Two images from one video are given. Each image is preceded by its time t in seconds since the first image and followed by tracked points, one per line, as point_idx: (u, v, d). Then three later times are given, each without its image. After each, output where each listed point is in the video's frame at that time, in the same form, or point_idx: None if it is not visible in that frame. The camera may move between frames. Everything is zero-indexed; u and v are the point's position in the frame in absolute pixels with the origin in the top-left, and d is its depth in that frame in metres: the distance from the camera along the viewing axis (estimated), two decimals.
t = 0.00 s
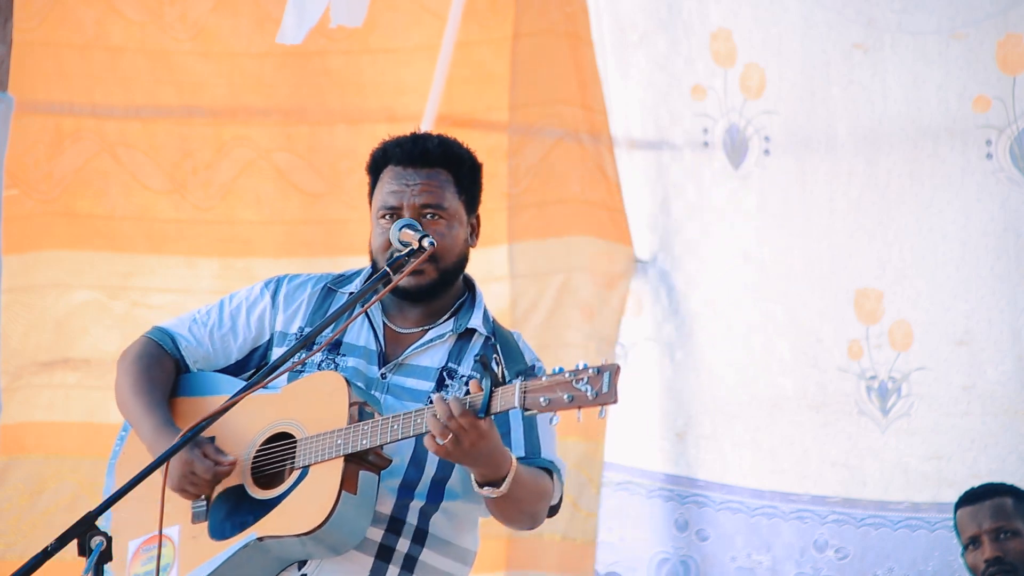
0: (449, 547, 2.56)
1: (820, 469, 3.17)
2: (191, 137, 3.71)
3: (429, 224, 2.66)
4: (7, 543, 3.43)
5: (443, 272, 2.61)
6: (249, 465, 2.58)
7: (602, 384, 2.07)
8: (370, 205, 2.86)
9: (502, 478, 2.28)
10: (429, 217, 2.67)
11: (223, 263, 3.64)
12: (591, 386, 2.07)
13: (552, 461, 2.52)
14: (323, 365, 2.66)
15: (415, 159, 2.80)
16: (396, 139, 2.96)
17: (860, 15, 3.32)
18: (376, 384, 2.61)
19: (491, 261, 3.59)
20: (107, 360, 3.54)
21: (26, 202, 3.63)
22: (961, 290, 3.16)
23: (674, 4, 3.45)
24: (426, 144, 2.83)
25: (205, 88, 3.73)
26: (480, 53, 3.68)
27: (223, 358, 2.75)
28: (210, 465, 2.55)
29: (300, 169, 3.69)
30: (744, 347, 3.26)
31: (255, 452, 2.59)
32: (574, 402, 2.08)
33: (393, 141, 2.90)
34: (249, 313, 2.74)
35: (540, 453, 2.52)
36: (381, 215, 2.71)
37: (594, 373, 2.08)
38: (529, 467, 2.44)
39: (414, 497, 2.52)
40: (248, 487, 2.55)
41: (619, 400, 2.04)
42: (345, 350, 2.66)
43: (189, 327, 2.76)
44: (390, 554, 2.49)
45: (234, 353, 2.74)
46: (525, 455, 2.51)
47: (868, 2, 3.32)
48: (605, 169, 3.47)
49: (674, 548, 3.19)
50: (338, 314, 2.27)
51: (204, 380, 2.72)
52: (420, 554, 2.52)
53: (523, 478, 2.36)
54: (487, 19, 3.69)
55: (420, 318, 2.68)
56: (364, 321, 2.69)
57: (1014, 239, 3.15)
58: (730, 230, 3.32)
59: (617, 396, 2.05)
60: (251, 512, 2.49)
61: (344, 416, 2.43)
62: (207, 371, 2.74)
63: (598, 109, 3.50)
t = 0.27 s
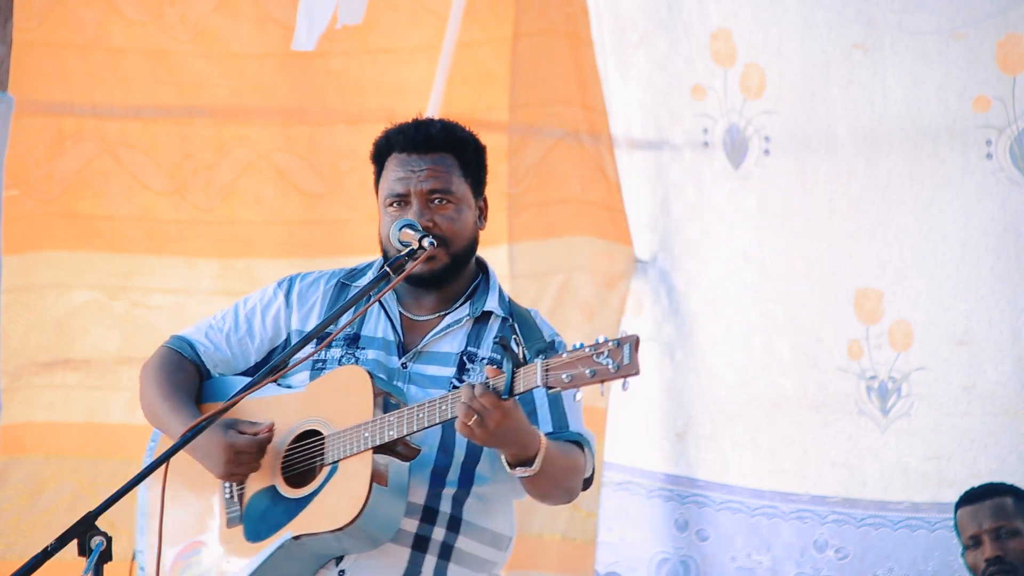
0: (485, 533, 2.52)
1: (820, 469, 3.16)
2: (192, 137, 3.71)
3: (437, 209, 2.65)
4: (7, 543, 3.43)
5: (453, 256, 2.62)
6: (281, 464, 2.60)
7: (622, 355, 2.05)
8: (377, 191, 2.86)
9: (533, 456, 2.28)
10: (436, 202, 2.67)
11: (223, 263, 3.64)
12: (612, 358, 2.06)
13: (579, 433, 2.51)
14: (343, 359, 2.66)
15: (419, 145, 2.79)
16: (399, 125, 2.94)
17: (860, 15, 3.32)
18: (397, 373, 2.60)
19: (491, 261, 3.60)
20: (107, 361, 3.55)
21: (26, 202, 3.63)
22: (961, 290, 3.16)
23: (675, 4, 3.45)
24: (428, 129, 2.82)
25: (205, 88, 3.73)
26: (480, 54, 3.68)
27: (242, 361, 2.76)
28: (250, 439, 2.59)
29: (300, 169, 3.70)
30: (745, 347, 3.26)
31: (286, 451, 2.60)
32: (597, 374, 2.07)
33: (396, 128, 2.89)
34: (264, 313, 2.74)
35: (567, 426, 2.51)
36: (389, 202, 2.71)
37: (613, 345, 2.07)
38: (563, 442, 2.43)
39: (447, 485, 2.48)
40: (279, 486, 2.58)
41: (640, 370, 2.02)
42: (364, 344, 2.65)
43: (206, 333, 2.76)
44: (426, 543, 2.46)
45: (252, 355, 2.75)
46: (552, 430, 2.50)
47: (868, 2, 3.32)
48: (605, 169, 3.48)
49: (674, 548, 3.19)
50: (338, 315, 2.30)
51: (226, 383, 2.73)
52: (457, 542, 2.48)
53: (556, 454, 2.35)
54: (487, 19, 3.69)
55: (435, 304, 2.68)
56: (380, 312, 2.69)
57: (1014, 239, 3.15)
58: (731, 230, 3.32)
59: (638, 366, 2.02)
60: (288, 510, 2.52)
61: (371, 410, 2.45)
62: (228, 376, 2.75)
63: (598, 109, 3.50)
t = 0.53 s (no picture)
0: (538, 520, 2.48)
1: (820, 469, 3.17)
2: (192, 137, 3.71)
3: (424, 210, 2.61)
4: (8, 543, 3.44)
5: (448, 254, 2.58)
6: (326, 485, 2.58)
7: (650, 323, 2.07)
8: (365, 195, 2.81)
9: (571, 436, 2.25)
10: (423, 203, 2.62)
11: (223, 263, 3.64)
12: (640, 327, 2.07)
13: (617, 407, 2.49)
14: (373, 370, 2.60)
15: (399, 147, 2.74)
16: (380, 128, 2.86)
17: (860, 15, 3.32)
18: (429, 375, 2.56)
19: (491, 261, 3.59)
20: (107, 361, 3.55)
21: (26, 202, 3.63)
22: (961, 291, 3.16)
23: (675, 4, 3.45)
24: (406, 131, 2.76)
25: (205, 88, 3.73)
26: (480, 53, 3.67)
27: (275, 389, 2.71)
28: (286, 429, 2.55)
29: (300, 169, 3.69)
30: (745, 347, 3.26)
31: (331, 473, 2.58)
32: (628, 346, 2.08)
33: (378, 132, 2.83)
34: (287, 336, 2.70)
35: (602, 403, 2.48)
36: (377, 208, 2.67)
37: (639, 315, 2.08)
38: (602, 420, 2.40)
39: (496, 479, 2.45)
40: (328, 507, 2.56)
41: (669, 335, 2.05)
42: (390, 351, 2.60)
43: (232, 369, 2.71)
44: (485, 540, 2.42)
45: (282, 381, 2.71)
46: (587, 408, 2.48)
47: (868, 1, 3.31)
48: (605, 170, 3.48)
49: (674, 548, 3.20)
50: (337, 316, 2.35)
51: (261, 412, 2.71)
52: (515, 534, 2.45)
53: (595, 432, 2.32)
54: (486, 19, 3.68)
55: (451, 299, 2.63)
56: (401, 316, 2.62)
57: (1014, 239, 3.15)
58: (731, 230, 3.32)
59: (666, 331, 2.05)
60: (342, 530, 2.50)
61: (406, 419, 2.42)
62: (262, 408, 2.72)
63: (598, 109, 3.51)
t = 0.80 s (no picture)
0: (566, 493, 2.34)
1: (820, 469, 3.17)
2: (192, 138, 3.71)
3: (431, 190, 2.60)
4: (7, 544, 3.42)
5: (452, 236, 2.56)
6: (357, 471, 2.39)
7: (639, 229, 2.02)
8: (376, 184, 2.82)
9: (585, 374, 2.12)
10: (430, 183, 2.61)
11: (223, 264, 3.64)
12: (631, 236, 2.03)
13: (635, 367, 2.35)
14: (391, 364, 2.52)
15: (412, 131, 2.76)
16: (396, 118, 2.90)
17: (860, 15, 3.33)
18: (443, 359, 2.47)
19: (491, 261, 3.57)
20: (107, 361, 3.55)
21: (26, 202, 3.63)
22: (961, 291, 3.16)
23: (675, 4, 3.46)
24: (419, 117, 2.80)
25: (206, 89, 3.73)
26: (480, 54, 3.67)
27: (304, 403, 2.64)
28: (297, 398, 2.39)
29: (300, 169, 3.69)
30: (745, 347, 3.26)
31: (360, 460, 2.39)
32: (623, 256, 2.02)
33: (393, 122, 2.87)
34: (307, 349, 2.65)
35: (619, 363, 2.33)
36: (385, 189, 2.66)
37: (627, 225, 2.04)
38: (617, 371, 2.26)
39: (524, 450, 2.29)
40: (365, 494, 2.34)
41: (660, 236, 2.00)
42: (406, 343, 2.52)
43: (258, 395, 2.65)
44: (521, 512, 2.25)
45: (310, 394, 2.64)
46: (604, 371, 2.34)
47: (867, 2, 3.32)
48: (605, 170, 3.48)
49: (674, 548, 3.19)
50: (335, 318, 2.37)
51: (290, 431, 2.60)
52: (548, 508, 2.29)
53: (610, 375, 2.19)
54: (487, 19, 3.68)
55: (462, 290, 2.60)
56: (415, 311, 2.57)
57: (1014, 239, 3.15)
58: (731, 230, 3.32)
59: (657, 233, 2.00)
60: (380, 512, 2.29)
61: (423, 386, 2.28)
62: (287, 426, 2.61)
63: (598, 109, 3.51)
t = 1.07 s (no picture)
0: (540, 492, 2.36)
1: (820, 469, 3.16)
2: (192, 138, 3.71)
3: (418, 186, 2.60)
4: (7, 544, 3.42)
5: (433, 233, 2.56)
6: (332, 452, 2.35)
7: (659, 226, 2.01)
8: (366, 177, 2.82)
9: (582, 370, 2.15)
10: (418, 179, 2.61)
11: (223, 264, 3.64)
12: (649, 232, 2.01)
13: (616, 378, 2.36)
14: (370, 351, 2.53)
15: (407, 127, 2.78)
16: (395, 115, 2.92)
17: (860, 15, 3.33)
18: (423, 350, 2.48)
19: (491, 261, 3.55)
20: (107, 362, 3.56)
21: (26, 203, 3.63)
22: (961, 291, 3.16)
23: (675, 4, 3.46)
24: (417, 114, 2.82)
25: (206, 89, 3.73)
26: (480, 54, 3.67)
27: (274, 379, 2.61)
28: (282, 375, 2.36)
29: (300, 170, 3.69)
30: (745, 347, 3.26)
31: (337, 441, 2.36)
32: (639, 251, 2.01)
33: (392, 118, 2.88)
34: (282, 329, 2.63)
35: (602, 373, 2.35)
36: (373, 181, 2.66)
37: (646, 220, 2.03)
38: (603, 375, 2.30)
39: (500, 443, 2.32)
40: (338, 474, 2.31)
41: (680, 234, 1.98)
42: (386, 331, 2.54)
43: (229, 366, 2.61)
44: (491, 504, 2.27)
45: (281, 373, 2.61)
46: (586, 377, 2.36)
47: (868, 2, 3.32)
48: (605, 170, 3.48)
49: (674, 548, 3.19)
50: (338, 314, 2.29)
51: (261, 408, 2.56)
52: (520, 503, 2.31)
53: (602, 381, 2.23)
54: (487, 19, 3.68)
55: (443, 288, 2.61)
56: (395, 301, 2.58)
57: (1014, 239, 3.15)
58: (731, 230, 3.32)
59: (677, 231, 1.99)
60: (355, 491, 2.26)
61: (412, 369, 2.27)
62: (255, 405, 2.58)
63: (599, 109, 3.51)
